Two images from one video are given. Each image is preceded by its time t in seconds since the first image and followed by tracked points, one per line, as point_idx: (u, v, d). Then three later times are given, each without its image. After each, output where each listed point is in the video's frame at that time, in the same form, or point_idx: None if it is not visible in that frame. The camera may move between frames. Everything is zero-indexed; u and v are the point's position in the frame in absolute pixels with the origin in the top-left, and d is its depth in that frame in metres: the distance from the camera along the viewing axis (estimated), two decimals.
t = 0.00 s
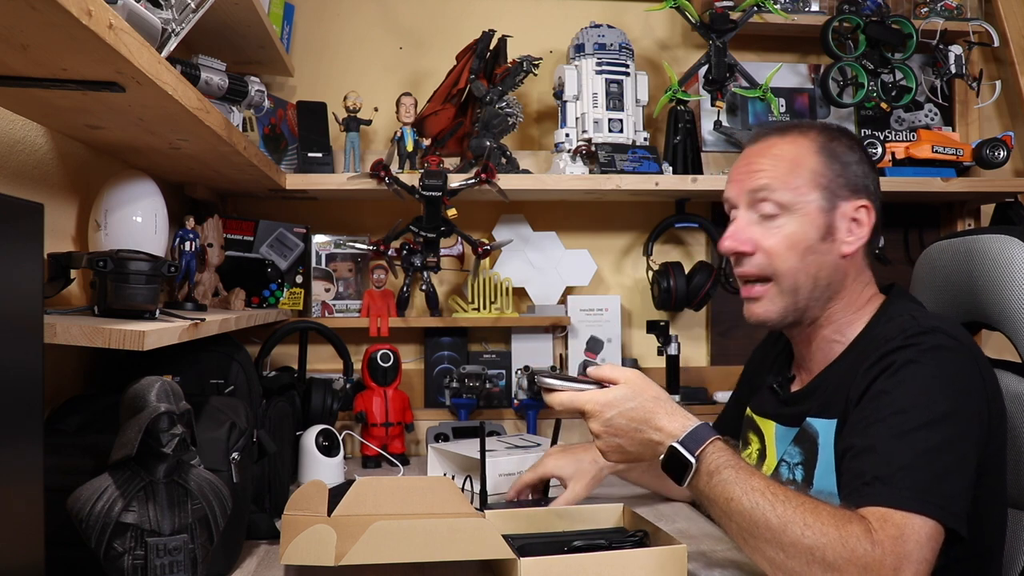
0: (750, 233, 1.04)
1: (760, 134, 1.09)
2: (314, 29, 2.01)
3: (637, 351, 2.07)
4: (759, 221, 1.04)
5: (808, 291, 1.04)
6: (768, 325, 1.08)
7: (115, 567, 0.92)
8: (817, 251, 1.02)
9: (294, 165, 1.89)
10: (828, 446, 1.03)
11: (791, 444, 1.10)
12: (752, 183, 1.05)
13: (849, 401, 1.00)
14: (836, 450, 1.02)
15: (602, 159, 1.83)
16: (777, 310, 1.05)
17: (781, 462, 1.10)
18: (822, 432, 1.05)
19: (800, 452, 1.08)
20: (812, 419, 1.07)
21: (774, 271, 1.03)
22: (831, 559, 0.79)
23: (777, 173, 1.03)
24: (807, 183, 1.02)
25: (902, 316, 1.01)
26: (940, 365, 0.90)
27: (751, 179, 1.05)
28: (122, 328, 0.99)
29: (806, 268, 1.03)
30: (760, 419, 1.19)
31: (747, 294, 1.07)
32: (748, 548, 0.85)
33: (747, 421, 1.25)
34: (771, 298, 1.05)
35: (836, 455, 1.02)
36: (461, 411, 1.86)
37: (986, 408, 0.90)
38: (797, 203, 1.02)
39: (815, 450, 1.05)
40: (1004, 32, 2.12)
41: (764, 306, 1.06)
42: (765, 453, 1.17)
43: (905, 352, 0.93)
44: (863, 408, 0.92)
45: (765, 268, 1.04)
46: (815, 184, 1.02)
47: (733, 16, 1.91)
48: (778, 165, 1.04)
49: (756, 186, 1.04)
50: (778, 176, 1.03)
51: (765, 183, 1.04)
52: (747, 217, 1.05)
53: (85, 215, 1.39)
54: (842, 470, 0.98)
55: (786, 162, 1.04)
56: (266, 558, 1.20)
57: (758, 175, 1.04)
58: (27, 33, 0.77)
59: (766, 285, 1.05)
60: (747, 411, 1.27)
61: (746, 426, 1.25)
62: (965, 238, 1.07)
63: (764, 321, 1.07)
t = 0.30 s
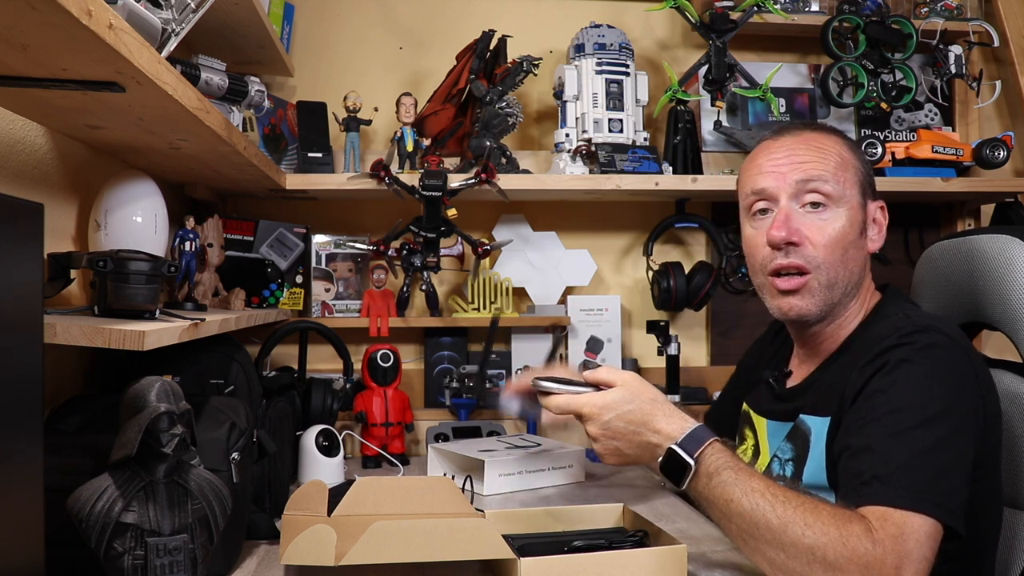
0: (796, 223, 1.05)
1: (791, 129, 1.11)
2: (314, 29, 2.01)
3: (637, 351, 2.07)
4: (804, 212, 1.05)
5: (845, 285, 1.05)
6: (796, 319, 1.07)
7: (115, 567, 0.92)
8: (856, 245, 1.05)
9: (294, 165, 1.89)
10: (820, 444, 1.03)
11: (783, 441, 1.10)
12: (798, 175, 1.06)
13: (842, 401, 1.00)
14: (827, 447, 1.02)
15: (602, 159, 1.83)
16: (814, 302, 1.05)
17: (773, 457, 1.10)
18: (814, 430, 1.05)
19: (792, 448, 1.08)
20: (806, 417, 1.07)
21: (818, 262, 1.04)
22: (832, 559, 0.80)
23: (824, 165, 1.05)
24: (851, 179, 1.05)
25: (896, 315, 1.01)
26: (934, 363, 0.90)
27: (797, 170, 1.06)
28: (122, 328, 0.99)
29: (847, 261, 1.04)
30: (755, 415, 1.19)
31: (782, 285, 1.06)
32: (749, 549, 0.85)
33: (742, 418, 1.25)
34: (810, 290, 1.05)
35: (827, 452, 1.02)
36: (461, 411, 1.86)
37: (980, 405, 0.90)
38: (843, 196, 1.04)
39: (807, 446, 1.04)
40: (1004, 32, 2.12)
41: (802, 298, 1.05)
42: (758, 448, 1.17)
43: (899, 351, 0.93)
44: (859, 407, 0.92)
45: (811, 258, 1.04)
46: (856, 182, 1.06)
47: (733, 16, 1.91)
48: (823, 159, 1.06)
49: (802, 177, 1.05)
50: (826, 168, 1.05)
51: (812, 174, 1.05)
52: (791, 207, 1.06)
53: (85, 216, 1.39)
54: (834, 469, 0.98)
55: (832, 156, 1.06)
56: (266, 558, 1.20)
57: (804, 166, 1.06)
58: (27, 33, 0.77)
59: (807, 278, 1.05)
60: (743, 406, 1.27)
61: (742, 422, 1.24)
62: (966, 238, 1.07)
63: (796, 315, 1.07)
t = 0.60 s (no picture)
0: (790, 226, 1.04)
1: (779, 132, 1.10)
2: (314, 29, 2.01)
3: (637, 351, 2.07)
4: (797, 214, 1.05)
5: (841, 284, 1.05)
6: (794, 321, 1.07)
7: (115, 567, 0.92)
8: (850, 244, 1.05)
9: (294, 165, 1.89)
10: (819, 447, 1.03)
11: (783, 443, 1.10)
12: (789, 178, 1.05)
13: (841, 402, 1.00)
14: (827, 451, 1.02)
15: (602, 159, 1.83)
16: (813, 304, 1.05)
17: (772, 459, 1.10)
18: (813, 432, 1.05)
19: (791, 450, 1.08)
20: (805, 419, 1.07)
21: (816, 263, 1.03)
22: (833, 558, 0.79)
23: (815, 166, 1.05)
24: (841, 179, 1.05)
25: (894, 315, 1.01)
26: (933, 363, 0.90)
27: (788, 173, 1.06)
28: (122, 328, 0.99)
29: (843, 261, 1.04)
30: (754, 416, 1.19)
31: (779, 288, 1.06)
32: (749, 547, 0.85)
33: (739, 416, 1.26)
34: (808, 292, 1.04)
35: (826, 454, 1.02)
36: (461, 412, 1.85)
37: (979, 406, 0.90)
38: (836, 196, 1.04)
39: (806, 449, 1.04)
40: (1004, 32, 2.12)
41: (801, 301, 1.05)
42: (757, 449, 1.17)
43: (898, 350, 0.93)
44: (857, 407, 0.92)
45: (807, 260, 1.03)
46: (846, 181, 1.06)
47: (733, 16, 1.91)
48: (813, 160, 1.06)
49: (795, 180, 1.05)
50: (817, 170, 1.05)
51: (803, 177, 1.05)
52: (784, 210, 1.06)
53: (85, 216, 1.39)
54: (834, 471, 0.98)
55: (821, 157, 1.06)
56: (266, 558, 1.20)
57: (795, 168, 1.05)
58: (27, 33, 0.77)
59: (805, 280, 1.04)
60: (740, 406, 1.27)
61: (739, 422, 1.25)
62: (965, 238, 1.07)
63: (795, 317, 1.06)
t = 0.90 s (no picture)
0: (785, 234, 1.04)
1: (779, 135, 1.09)
2: (314, 29, 2.01)
3: (637, 351, 2.07)
4: (794, 222, 1.05)
5: (837, 293, 1.05)
6: (789, 328, 1.07)
7: (115, 567, 0.92)
8: (848, 251, 1.04)
9: (294, 165, 1.89)
10: (817, 444, 1.03)
11: (781, 444, 1.10)
12: (787, 185, 1.04)
13: (837, 403, 1.00)
14: (824, 448, 1.02)
15: (602, 159, 1.83)
16: (808, 313, 1.05)
17: (770, 461, 1.10)
18: (811, 431, 1.05)
19: (789, 450, 1.08)
20: (801, 419, 1.07)
21: (811, 273, 1.03)
22: (831, 559, 0.79)
23: (814, 173, 1.04)
24: (840, 185, 1.04)
25: (892, 315, 1.01)
26: (930, 362, 0.90)
27: (786, 180, 1.05)
28: (123, 328, 0.99)
29: (840, 270, 1.04)
30: (751, 421, 1.20)
31: (775, 296, 1.06)
32: (747, 549, 0.85)
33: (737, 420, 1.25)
34: (803, 301, 1.04)
35: (823, 452, 1.02)
36: (461, 411, 1.86)
37: (977, 405, 0.90)
38: (834, 204, 1.03)
39: (804, 448, 1.05)
40: (1004, 32, 2.12)
41: (795, 308, 1.05)
42: (756, 451, 1.16)
43: (895, 350, 0.94)
44: (855, 407, 0.92)
45: (804, 269, 1.03)
46: (846, 187, 1.05)
47: (733, 16, 1.91)
48: (812, 166, 1.05)
49: (792, 188, 1.04)
50: (815, 176, 1.04)
51: (802, 184, 1.04)
52: (781, 217, 1.05)
53: (84, 216, 1.39)
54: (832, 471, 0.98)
55: (820, 163, 1.05)
56: (266, 558, 1.20)
57: (793, 175, 1.04)
58: (27, 33, 0.77)
59: (800, 289, 1.04)
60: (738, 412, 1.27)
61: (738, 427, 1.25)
62: (965, 238, 1.07)
63: (790, 325, 1.06)
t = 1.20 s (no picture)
0: (741, 240, 1.05)
1: (764, 138, 1.08)
2: (314, 29, 2.01)
3: (637, 351, 2.07)
4: (752, 227, 1.05)
5: (793, 298, 1.05)
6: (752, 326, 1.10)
7: (115, 567, 0.92)
8: (811, 259, 1.04)
9: (294, 165, 1.89)
10: (816, 442, 1.03)
11: (779, 441, 1.11)
12: (748, 191, 1.05)
13: (836, 401, 1.00)
14: (824, 446, 1.02)
15: (602, 159, 1.83)
16: (762, 314, 1.07)
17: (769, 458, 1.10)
18: (809, 428, 1.05)
19: (787, 448, 1.08)
20: (800, 416, 1.07)
21: (761, 278, 1.05)
22: (829, 558, 0.80)
23: (772, 180, 1.03)
24: (803, 193, 1.03)
25: (892, 314, 1.01)
26: (929, 361, 0.90)
27: (747, 186, 1.05)
28: (123, 328, 0.99)
29: (795, 276, 1.04)
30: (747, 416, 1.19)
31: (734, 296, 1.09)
32: (746, 549, 0.85)
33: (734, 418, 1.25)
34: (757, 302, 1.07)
35: (822, 449, 1.03)
36: (461, 411, 1.86)
37: (977, 405, 0.90)
38: (793, 213, 1.03)
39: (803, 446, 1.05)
40: (1004, 32, 2.12)
41: (752, 309, 1.08)
42: (753, 448, 1.16)
43: (894, 349, 0.93)
44: (855, 406, 0.92)
45: (757, 275, 1.05)
46: (812, 194, 1.03)
47: (733, 16, 1.91)
48: (772, 172, 1.04)
49: (751, 194, 1.04)
50: (775, 183, 1.03)
51: (761, 191, 1.04)
52: (742, 221, 1.06)
53: (85, 216, 1.39)
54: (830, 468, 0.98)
55: (784, 169, 1.03)
56: (266, 558, 1.20)
57: (753, 181, 1.05)
58: (27, 33, 0.77)
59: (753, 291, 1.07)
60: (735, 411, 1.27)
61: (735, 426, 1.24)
62: (966, 238, 1.07)
63: (749, 324, 1.09)
